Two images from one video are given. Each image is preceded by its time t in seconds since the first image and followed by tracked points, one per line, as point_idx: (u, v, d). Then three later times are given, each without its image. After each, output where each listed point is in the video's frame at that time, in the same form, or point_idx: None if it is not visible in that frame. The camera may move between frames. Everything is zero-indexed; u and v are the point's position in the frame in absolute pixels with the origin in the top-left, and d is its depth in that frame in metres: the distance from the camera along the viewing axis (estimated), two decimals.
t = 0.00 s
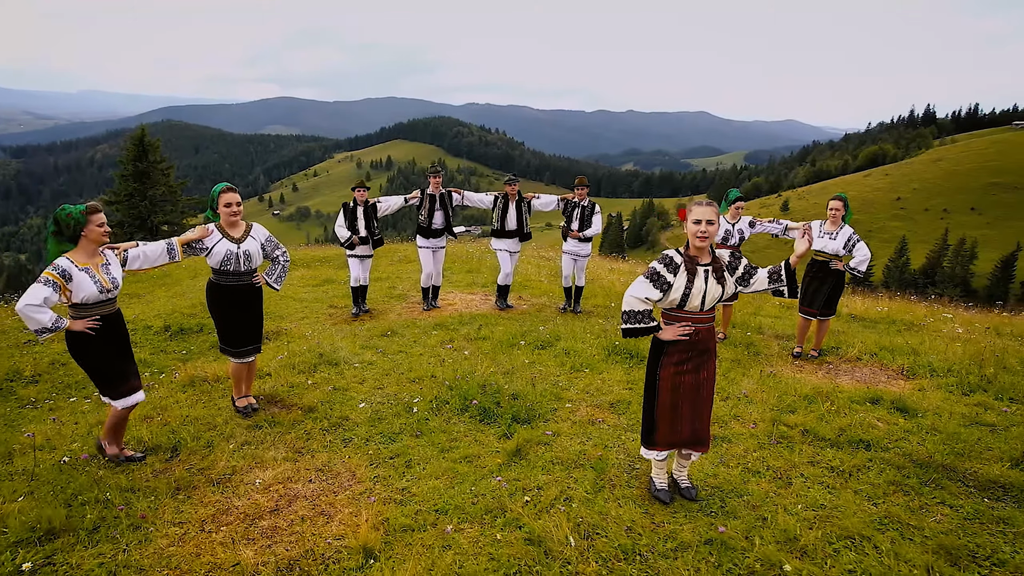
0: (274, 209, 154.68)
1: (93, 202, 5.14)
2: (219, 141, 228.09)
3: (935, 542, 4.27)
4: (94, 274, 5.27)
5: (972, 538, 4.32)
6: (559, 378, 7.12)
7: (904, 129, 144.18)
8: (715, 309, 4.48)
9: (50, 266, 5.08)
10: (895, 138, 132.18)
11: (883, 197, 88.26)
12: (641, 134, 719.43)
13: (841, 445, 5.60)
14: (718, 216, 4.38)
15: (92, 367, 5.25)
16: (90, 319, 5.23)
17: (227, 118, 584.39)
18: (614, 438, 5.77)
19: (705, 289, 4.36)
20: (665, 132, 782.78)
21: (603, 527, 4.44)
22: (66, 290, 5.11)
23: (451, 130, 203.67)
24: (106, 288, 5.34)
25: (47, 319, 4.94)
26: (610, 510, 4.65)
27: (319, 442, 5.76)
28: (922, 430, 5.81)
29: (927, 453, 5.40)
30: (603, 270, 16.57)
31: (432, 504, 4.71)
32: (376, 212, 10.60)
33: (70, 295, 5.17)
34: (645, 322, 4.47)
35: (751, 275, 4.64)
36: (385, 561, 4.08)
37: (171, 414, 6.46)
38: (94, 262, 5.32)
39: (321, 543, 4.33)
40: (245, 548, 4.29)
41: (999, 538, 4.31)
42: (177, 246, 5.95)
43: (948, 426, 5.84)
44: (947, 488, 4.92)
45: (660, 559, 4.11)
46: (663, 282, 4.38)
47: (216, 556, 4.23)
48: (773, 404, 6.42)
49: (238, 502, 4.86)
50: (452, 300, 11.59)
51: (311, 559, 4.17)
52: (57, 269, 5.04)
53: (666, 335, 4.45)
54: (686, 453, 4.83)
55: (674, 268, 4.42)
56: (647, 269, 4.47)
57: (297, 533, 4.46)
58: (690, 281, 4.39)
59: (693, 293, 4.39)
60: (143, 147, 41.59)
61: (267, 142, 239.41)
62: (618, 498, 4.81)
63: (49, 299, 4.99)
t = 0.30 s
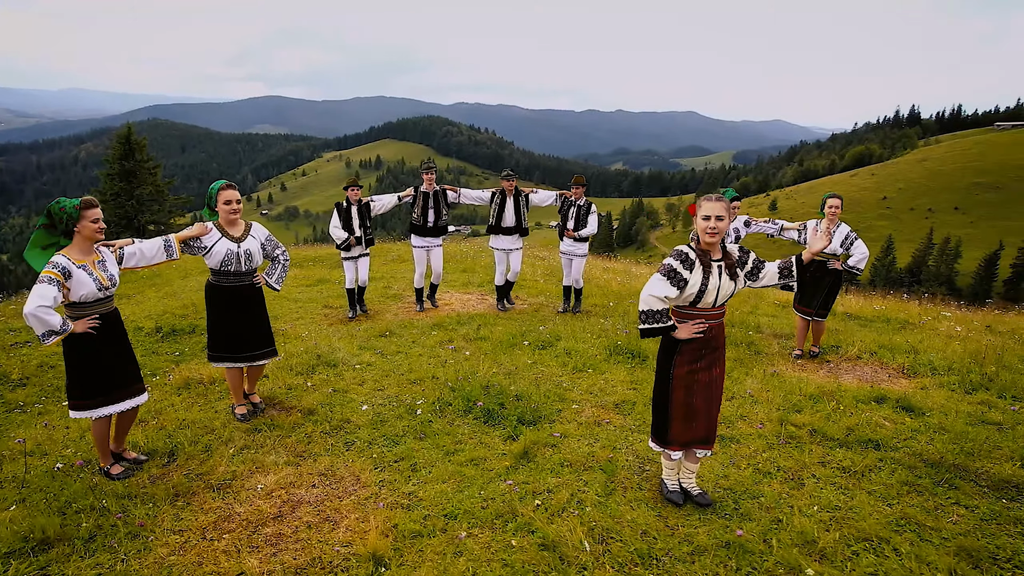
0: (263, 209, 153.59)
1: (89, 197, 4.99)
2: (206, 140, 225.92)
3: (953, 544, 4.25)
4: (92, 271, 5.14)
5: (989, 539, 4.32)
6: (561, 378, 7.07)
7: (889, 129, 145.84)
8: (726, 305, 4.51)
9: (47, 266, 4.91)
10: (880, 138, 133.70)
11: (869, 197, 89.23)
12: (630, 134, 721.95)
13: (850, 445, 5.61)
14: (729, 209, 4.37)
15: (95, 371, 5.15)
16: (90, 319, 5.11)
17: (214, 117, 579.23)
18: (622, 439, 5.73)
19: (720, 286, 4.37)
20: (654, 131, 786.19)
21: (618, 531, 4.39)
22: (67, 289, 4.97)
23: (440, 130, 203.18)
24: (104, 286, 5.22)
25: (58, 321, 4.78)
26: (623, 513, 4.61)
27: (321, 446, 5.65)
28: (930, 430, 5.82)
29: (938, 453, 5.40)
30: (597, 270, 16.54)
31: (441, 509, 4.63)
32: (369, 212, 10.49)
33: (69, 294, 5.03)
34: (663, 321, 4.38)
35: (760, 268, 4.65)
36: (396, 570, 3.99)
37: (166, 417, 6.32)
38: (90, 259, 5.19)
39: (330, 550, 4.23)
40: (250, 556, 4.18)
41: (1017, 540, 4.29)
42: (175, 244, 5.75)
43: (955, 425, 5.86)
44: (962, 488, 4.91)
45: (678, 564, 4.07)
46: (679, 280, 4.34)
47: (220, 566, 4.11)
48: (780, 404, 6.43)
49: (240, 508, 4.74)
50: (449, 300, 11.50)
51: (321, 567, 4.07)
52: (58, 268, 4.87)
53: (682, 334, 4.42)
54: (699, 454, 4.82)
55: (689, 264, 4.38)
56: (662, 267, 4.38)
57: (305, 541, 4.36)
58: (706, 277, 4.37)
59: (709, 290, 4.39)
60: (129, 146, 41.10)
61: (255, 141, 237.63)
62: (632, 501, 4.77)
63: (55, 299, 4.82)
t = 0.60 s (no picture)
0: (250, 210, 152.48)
1: (95, 194, 4.87)
2: (191, 140, 223.51)
3: (979, 544, 4.26)
4: (98, 272, 5.02)
5: (1011, 538, 4.34)
6: (568, 378, 7.05)
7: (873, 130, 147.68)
8: (749, 305, 4.53)
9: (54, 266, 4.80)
10: (864, 139, 135.41)
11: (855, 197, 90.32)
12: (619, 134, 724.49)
13: (863, 445, 5.64)
14: (748, 210, 4.41)
15: (108, 371, 5.02)
16: (97, 322, 4.97)
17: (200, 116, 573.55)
18: (635, 440, 5.72)
19: (740, 287, 4.40)
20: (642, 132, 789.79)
21: (640, 534, 4.36)
22: (74, 289, 4.85)
23: (428, 130, 202.68)
24: (111, 287, 5.10)
25: (64, 322, 4.65)
26: (644, 515, 4.58)
27: (330, 450, 5.58)
28: (942, 428, 5.88)
29: (952, 451, 5.44)
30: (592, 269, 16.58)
31: (459, 513, 4.58)
32: (369, 213, 10.37)
33: (76, 295, 4.92)
34: (683, 324, 4.45)
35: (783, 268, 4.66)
36: None
37: (170, 422, 6.25)
38: (97, 258, 5.07)
39: (348, 557, 4.16)
40: (267, 564, 4.10)
41: None
42: (183, 246, 5.73)
43: (965, 424, 5.91)
44: (980, 487, 4.94)
45: (705, 567, 4.05)
46: (698, 283, 4.39)
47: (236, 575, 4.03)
48: (789, 404, 6.47)
49: (251, 515, 4.66)
50: (448, 300, 11.47)
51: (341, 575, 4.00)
52: (64, 267, 4.75)
53: (706, 336, 4.46)
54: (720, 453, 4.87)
55: (706, 267, 4.42)
56: (679, 272, 4.45)
57: (321, 547, 4.28)
58: (726, 278, 4.42)
59: (729, 291, 4.44)
60: (115, 145, 40.62)
61: (242, 141, 235.62)
62: (653, 503, 4.75)
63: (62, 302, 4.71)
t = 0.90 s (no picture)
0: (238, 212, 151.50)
1: (109, 192, 4.91)
2: (177, 140, 221.30)
3: (1008, 543, 4.27)
4: (114, 271, 5.09)
5: None
6: (579, 378, 7.06)
7: (859, 129, 148.99)
8: (778, 307, 4.60)
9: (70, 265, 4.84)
10: (851, 138, 136.64)
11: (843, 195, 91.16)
12: (608, 134, 726.55)
13: (880, 443, 5.69)
14: (779, 212, 4.44)
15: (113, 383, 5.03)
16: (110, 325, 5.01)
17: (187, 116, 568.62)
18: (653, 440, 5.72)
19: (766, 289, 4.50)
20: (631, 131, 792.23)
21: (667, 535, 4.36)
22: (90, 289, 4.89)
23: (418, 129, 201.94)
24: (126, 286, 5.17)
25: (81, 322, 4.68)
26: (670, 517, 4.57)
27: (342, 454, 5.59)
28: (957, 426, 5.93)
29: (971, 449, 5.47)
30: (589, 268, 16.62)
31: (480, 517, 4.57)
32: (369, 214, 10.40)
33: (90, 296, 4.95)
34: (707, 323, 4.63)
35: (818, 273, 4.67)
36: None
37: (176, 428, 6.24)
38: (112, 258, 5.13)
39: (370, 563, 4.14)
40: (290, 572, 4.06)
41: None
42: (195, 243, 5.76)
43: (979, 421, 5.97)
44: (1003, 484, 4.97)
45: (734, 567, 4.06)
46: (723, 284, 4.56)
47: None
48: (801, 403, 6.54)
49: (267, 521, 4.65)
50: (450, 300, 11.53)
51: None
52: (81, 267, 4.80)
53: (731, 335, 4.58)
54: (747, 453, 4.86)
55: (733, 269, 4.57)
56: (705, 273, 4.63)
57: (344, 554, 4.26)
58: (751, 281, 4.53)
59: (755, 293, 4.53)
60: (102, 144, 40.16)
61: (230, 141, 233.79)
62: (679, 504, 4.74)
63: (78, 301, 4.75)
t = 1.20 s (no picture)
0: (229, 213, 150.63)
1: (112, 185, 4.90)
2: (166, 140, 219.51)
3: None
4: (116, 265, 5.05)
5: None
6: (587, 377, 7.09)
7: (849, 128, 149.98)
8: (803, 305, 4.57)
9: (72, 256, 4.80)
10: (840, 137, 137.60)
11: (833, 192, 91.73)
12: (600, 133, 728.04)
13: (895, 440, 5.71)
14: (809, 209, 4.49)
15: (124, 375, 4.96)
16: (113, 319, 4.93)
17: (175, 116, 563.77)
18: (667, 439, 5.73)
19: (793, 285, 4.46)
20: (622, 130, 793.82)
21: (690, 536, 4.33)
22: (90, 281, 4.83)
23: (409, 129, 201.27)
24: (127, 280, 5.11)
25: (83, 315, 4.61)
26: (693, 517, 4.56)
27: (353, 458, 5.54)
28: (969, 422, 5.98)
29: (987, 445, 5.50)
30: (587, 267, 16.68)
31: (498, 520, 4.54)
32: (371, 213, 10.55)
33: (91, 289, 4.87)
34: (728, 314, 4.60)
35: (843, 274, 4.78)
36: None
37: (181, 432, 6.16)
38: (114, 252, 5.10)
39: (390, 569, 4.09)
40: None
41: None
42: (203, 239, 5.74)
43: (993, 417, 6.02)
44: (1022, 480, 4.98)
45: (760, 568, 4.04)
46: (748, 276, 4.53)
47: None
48: (813, 400, 6.58)
49: (280, 527, 4.58)
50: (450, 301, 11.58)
51: None
52: (82, 257, 4.76)
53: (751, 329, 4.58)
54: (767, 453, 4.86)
55: (760, 262, 4.55)
56: (731, 263, 4.62)
57: (363, 560, 4.20)
58: (779, 275, 4.49)
59: (781, 288, 4.50)
60: (90, 145, 39.70)
61: (219, 142, 231.99)
62: (700, 504, 4.74)
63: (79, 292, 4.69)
